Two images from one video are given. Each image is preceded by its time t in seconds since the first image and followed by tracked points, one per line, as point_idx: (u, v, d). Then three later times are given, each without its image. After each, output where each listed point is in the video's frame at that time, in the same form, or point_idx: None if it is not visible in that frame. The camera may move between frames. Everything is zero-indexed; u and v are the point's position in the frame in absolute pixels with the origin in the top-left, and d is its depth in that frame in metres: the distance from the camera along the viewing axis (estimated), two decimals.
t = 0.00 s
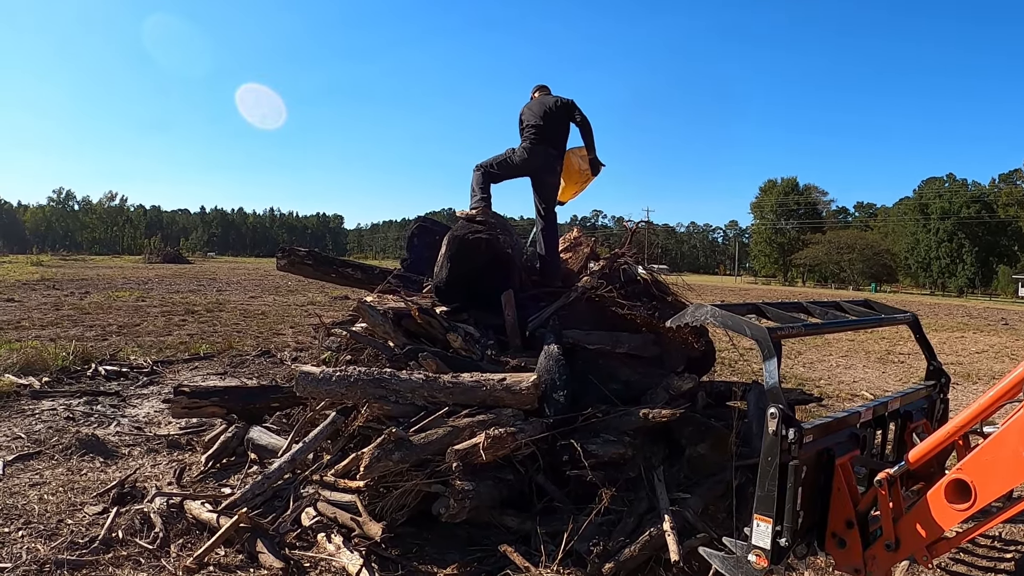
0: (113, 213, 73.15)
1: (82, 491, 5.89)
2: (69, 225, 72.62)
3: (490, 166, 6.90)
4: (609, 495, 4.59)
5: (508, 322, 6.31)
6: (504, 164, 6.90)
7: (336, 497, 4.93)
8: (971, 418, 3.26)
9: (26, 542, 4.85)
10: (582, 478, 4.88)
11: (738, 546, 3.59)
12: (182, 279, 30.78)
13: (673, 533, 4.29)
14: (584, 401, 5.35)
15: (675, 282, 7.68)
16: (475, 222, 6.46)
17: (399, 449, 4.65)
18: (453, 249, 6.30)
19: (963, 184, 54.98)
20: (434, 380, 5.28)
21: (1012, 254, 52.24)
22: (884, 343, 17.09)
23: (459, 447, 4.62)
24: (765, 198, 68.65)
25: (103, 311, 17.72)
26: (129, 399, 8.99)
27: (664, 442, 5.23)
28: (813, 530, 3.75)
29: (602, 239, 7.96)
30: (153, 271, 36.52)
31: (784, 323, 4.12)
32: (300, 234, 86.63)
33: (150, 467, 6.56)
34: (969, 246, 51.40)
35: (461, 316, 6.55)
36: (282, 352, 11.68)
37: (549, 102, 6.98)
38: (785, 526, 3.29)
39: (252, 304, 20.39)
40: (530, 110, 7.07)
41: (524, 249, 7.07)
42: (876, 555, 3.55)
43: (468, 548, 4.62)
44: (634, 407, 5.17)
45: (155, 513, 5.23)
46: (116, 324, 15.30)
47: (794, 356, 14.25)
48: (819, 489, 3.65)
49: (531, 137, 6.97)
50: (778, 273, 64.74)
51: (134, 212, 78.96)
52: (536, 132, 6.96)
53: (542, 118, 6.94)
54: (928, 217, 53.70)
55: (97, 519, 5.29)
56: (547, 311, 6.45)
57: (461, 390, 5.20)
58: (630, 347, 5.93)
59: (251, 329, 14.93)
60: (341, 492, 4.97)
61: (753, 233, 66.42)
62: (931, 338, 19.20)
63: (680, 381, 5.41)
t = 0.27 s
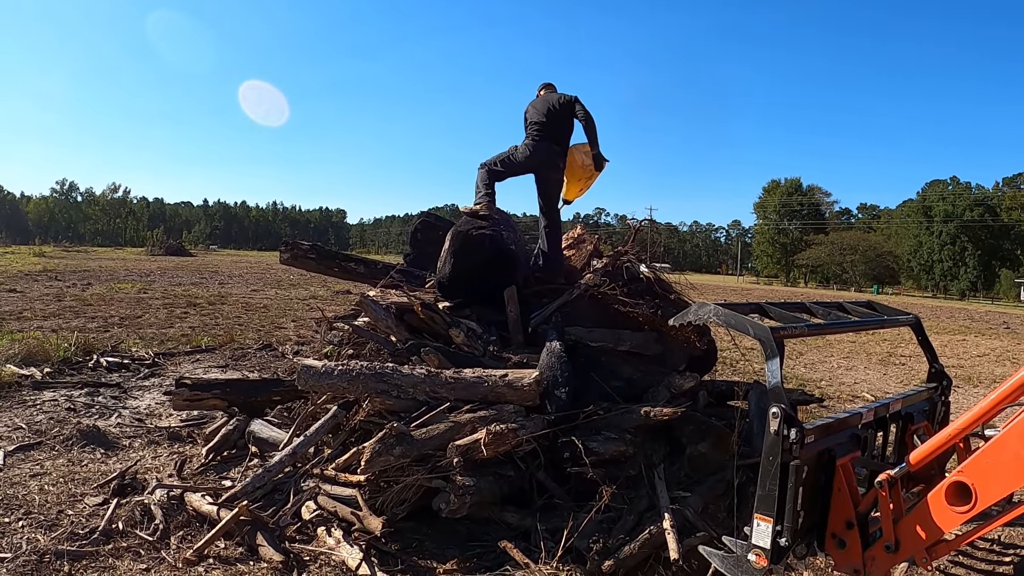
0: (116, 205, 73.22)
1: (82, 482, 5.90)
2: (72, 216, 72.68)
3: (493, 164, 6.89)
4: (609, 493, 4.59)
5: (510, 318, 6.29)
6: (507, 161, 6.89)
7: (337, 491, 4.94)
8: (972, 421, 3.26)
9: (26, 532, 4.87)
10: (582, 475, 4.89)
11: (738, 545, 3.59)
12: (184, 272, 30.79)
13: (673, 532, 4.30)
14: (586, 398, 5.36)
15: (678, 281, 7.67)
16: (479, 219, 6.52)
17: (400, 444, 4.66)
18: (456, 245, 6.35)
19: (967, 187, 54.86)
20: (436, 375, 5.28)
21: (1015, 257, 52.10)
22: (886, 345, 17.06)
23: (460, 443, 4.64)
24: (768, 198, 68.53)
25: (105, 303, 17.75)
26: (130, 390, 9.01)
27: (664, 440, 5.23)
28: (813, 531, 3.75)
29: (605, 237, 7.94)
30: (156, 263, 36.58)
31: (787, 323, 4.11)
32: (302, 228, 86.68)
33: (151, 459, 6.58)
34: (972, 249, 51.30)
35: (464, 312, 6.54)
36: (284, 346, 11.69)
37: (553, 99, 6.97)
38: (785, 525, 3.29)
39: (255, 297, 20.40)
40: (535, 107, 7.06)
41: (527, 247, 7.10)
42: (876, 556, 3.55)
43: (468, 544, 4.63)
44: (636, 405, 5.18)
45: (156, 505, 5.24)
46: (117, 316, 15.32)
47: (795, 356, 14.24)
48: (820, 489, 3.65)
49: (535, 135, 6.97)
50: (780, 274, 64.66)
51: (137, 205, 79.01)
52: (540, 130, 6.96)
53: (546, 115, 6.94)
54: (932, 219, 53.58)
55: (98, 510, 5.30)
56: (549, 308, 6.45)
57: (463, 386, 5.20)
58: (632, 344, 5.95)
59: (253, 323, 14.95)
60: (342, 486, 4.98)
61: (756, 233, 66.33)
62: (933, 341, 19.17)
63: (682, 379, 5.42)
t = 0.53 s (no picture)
0: (120, 203, 73.41)
1: (85, 480, 5.92)
2: (76, 214, 72.86)
3: (497, 164, 6.87)
4: (612, 494, 4.60)
5: (513, 319, 6.28)
6: (512, 161, 6.88)
7: (339, 490, 4.95)
8: (974, 425, 3.26)
9: (29, 530, 4.89)
10: (585, 476, 4.90)
11: (740, 547, 3.60)
12: (187, 270, 30.86)
13: (675, 533, 4.31)
14: (589, 399, 5.37)
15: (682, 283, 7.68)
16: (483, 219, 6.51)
17: (403, 443, 4.66)
18: (459, 245, 6.33)
19: (970, 190, 54.77)
20: (440, 375, 5.30)
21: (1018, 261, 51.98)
22: (889, 348, 17.04)
23: (463, 443, 4.65)
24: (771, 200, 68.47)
25: (108, 301, 17.80)
26: (133, 388, 9.03)
27: (667, 442, 5.24)
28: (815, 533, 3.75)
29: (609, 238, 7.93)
30: (158, 261, 36.67)
31: (790, 325, 4.12)
32: (305, 227, 86.79)
33: (154, 457, 6.60)
34: (975, 252, 51.22)
35: (467, 313, 6.54)
36: (287, 345, 11.72)
37: (558, 101, 6.99)
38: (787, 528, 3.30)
39: (257, 296, 20.43)
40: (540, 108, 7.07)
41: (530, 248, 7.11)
42: (878, 559, 3.56)
43: (470, 544, 4.64)
44: (639, 406, 5.18)
45: (158, 503, 5.26)
46: (121, 314, 15.36)
47: (798, 359, 14.24)
48: (822, 491, 3.66)
49: (539, 136, 6.98)
50: (783, 276, 64.60)
51: (140, 203, 79.16)
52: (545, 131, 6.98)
53: (551, 116, 6.96)
54: (935, 222, 53.48)
55: (100, 508, 5.32)
56: (552, 309, 6.46)
57: (465, 386, 5.21)
58: (635, 346, 5.97)
59: (256, 321, 14.98)
60: (344, 486, 4.99)
61: (758, 235, 66.28)
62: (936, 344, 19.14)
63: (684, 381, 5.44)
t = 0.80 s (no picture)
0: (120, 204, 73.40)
1: (87, 481, 5.92)
2: (76, 215, 72.86)
3: (498, 159, 6.84)
4: (614, 491, 4.60)
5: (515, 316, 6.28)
6: (512, 157, 6.84)
7: (341, 489, 4.95)
8: (976, 419, 3.26)
9: (31, 531, 4.89)
10: (586, 474, 4.90)
11: (742, 544, 3.59)
12: (188, 270, 30.85)
13: (677, 530, 4.31)
14: (590, 396, 5.37)
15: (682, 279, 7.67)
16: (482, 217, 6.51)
17: (404, 442, 4.66)
18: (460, 244, 6.34)
19: (970, 185, 54.73)
20: (441, 373, 5.30)
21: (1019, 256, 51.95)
22: (890, 344, 17.04)
23: (464, 441, 4.65)
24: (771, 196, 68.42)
25: (109, 302, 17.80)
26: (134, 389, 9.04)
27: (669, 439, 5.24)
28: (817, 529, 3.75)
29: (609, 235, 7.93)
30: (159, 262, 36.69)
31: (791, 321, 4.12)
32: (305, 227, 86.80)
33: (156, 457, 6.60)
34: (976, 247, 51.21)
35: (468, 311, 6.55)
36: (288, 345, 11.72)
37: (560, 96, 6.98)
38: (789, 524, 3.29)
39: (258, 296, 20.43)
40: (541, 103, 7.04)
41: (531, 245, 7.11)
42: (880, 555, 3.56)
43: (472, 542, 4.64)
44: (640, 403, 5.18)
45: (160, 504, 5.26)
46: (121, 315, 15.36)
47: (799, 355, 14.24)
48: (825, 487, 3.65)
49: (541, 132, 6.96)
50: (783, 272, 64.59)
51: (140, 204, 79.16)
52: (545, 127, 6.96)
53: (552, 112, 6.95)
54: (936, 218, 53.45)
55: (102, 509, 5.32)
56: (553, 307, 6.46)
57: (467, 384, 5.21)
58: (636, 343, 5.96)
59: (256, 321, 14.98)
60: (346, 485, 4.99)
61: (759, 232, 66.26)
62: (937, 339, 19.14)
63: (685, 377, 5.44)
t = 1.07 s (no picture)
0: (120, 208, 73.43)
1: (89, 485, 5.93)
2: (76, 220, 72.91)
3: (499, 159, 6.84)
4: (616, 490, 4.60)
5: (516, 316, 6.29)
6: (514, 156, 6.84)
7: (344, 491, 4.95)
8: (978, 415, 3.25)
9: (34, 536, 4.89)
10: (589, 473, 4.90)
11: (745, 541, 3.59)
12: (189, 274, 30.86)
13: (680, 529, 4.32)
14: (592, 396, 5.37)
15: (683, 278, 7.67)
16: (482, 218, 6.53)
17: (407, 443, 4.66)
18: (460, 244, 6.36)
19: (971, 181, 54.68)
20: (442, 374, 5.30)
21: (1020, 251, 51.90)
22: (892, 340, 17.03)
23: (466, 442, 4.65)
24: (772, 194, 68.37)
25: (110, 306, 17.80)
26: (137, 393, 9.05)
27: (671, 437, 5.24)
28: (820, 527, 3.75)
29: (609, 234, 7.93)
30: (160, 266, 36.74)
31: (792, 318, 4.12)
32: (305, 229, 86.84)
33: (158, 461, 6.61)
34: (977, 243, 51.18)
35: (469, 312, 6.57)
36: (290, 347, 11.73)
37: (560, 95, 6.99)
38: (792, 521, 3.29)
39: (259, 299, 20.45)
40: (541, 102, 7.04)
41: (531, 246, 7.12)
42: (883, 551, 3.56)
43: (475, 542, 4.64)
44: (642, 402, 5.18)
45: (163, 507, 5.27)
46: (123, 319, 15.38)
47: (800, 352, 14.23)
48: (828, 485, 3.65)
49: (541, 131, 6.97)
50: (784, 270, 64.55)
51: (140, 208, 79.21)
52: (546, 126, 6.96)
53: (553, 111, 6.95)
54: (936, 214, 53.41)
55: (105, 513, 5.33)
56: (554, 307, 6.47)
57: (468, 385, 5.21)
58: (638, 341, 5.96)
59: (258, 324, 14.98)
60: (349, 486, 5.00)
61: (759, 230, 66.22)
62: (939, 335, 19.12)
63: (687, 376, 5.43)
